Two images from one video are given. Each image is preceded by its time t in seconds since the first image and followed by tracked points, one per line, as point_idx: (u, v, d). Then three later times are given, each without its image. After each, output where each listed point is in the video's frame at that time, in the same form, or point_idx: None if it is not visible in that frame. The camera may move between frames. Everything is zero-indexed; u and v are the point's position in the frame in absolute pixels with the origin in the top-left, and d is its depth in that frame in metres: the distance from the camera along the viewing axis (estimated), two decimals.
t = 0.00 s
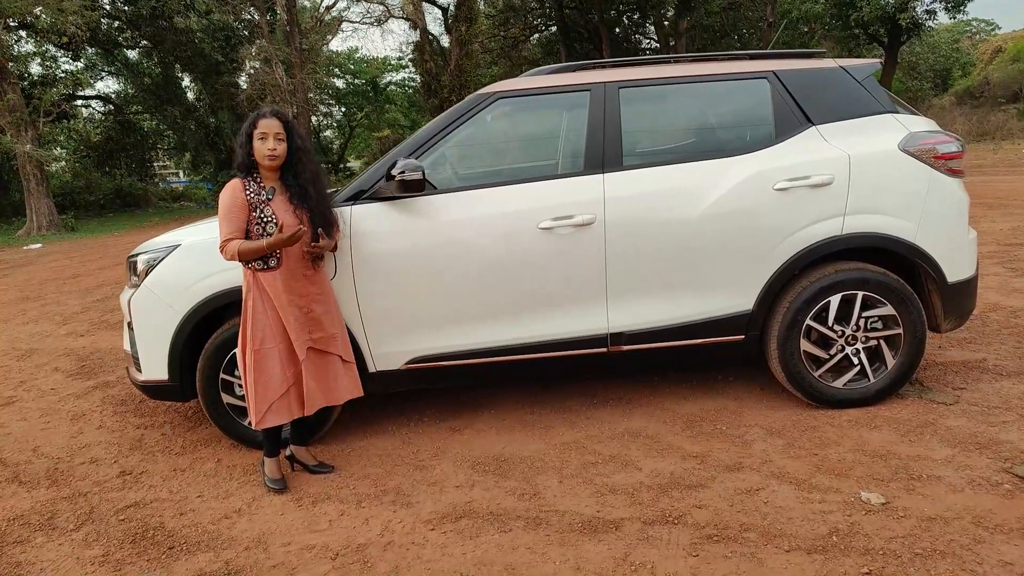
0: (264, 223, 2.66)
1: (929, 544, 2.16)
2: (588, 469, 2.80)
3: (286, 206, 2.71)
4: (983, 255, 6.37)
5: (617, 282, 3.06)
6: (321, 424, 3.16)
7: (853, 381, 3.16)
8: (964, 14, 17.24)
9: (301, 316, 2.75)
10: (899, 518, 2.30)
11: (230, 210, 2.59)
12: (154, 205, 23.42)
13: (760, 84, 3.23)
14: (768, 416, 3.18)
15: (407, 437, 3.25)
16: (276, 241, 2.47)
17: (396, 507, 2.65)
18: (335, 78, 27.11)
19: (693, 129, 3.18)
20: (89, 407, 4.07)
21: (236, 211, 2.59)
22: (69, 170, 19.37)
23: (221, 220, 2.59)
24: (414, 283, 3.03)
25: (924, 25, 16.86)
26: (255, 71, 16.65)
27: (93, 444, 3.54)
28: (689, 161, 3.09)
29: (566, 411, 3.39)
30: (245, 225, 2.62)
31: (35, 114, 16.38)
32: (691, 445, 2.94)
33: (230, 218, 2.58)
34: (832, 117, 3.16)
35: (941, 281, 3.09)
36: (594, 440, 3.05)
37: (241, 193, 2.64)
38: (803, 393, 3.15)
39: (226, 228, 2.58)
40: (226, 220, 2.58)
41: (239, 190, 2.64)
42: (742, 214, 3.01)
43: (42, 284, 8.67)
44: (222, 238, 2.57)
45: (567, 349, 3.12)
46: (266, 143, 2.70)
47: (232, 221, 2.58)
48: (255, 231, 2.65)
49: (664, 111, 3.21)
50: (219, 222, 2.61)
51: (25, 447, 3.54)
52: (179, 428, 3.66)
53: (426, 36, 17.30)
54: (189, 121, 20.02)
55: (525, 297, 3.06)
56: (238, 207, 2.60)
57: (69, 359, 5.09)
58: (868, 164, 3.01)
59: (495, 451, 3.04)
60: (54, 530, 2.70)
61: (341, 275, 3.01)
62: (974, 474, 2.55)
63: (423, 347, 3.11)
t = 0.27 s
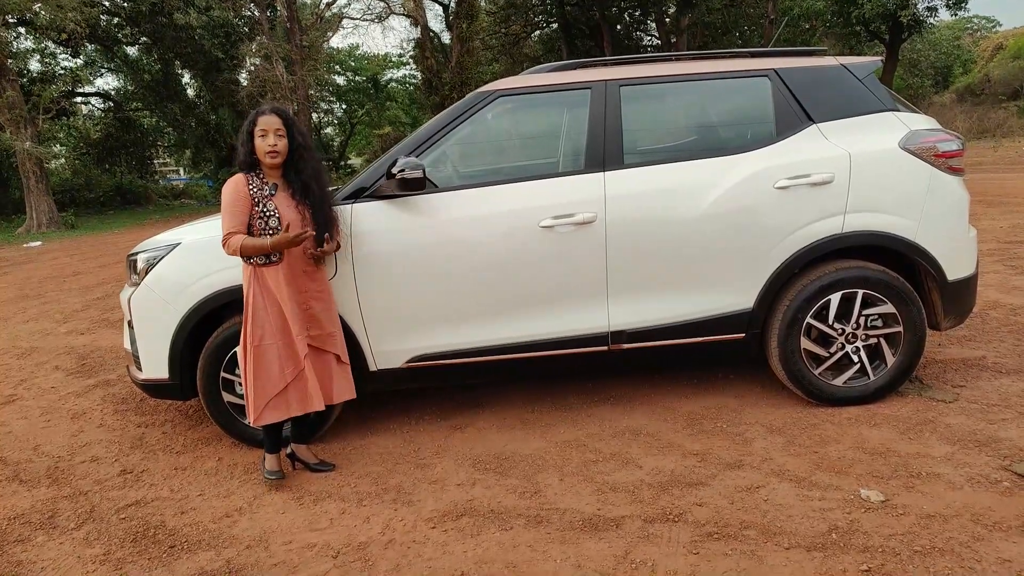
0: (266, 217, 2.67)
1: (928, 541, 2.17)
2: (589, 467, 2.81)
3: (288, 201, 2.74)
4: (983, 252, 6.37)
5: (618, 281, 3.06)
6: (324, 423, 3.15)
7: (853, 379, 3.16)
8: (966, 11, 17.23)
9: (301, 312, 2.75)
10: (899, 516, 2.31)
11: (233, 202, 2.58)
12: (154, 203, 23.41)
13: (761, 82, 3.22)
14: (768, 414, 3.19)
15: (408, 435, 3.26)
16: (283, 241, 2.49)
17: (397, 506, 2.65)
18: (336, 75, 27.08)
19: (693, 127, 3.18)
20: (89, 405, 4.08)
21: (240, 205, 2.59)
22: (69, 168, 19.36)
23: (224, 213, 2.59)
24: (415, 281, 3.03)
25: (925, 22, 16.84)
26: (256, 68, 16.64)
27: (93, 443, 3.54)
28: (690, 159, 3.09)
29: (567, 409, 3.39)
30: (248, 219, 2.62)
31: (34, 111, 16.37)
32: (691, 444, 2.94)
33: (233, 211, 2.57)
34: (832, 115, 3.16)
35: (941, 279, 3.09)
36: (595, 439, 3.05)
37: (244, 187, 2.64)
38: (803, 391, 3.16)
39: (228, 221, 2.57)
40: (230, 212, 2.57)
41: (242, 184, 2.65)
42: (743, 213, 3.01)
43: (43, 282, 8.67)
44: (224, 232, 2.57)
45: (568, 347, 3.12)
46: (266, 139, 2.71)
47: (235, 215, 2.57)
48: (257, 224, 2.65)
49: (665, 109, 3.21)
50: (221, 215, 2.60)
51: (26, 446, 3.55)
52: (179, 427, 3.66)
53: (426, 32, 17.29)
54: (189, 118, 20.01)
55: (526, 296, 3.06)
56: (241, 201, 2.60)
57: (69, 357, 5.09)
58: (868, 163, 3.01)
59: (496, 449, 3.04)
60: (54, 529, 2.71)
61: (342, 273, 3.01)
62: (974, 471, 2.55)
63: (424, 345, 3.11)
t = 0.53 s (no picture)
0: (266, 213, 2.67)
1: (924, 537, 2.18)
2: (588, 464, 2.82)
3: (288, 198, 2.73)
4: (980, 249, 6.39)
5: (617, 278, 3.07)
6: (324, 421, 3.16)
7: (850, 376, 3.17)
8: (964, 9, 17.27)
9: (297, 311, 2.75)
10: (895, 511, 2.32)
11: (233, 201, 2.60)
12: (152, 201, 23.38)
13: (759, 80, 3.23)
14: (766, 410, 3.20)
15: (407, 432, 3.26)
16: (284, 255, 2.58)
17: (396, 503, 2.66)
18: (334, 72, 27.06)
19: (692, 124, 3.19)
20: (87, 404, 4.08)
21: (239, 203, 2.60)
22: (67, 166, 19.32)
23: (223, 212, 2.61)
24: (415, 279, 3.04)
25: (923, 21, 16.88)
26: (255, 66, 16.63)
27: (92, 441, 3.54)
28: (688, 157, 3.10)
29: (566, 406, 3.40)
30: (247, 217, 2.64)
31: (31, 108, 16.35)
32: (689, 440, 2.95)
33: (232, 210, 2.59)
34: (830, 113, 3.17)
35: (937, 276, 3.11)
36: (594, 436, 3.06)
37: (244, 184, 2.66)
38: (800, 388, 3.17)
39: (228, 221, 2.59)
40: (229, 212, 2.59)
41: (242, 182, 2.67)
42: (741, 210, 3.02)
43: (41, 280, 8.66)
44: (224, 231, 2.60)
45: (567, 345, 3.13)
46: (266, 133, 2.72)
47: (235, 213, 2.59)
48: (257, 221, 2.65)
49: (664, 106, 3.21)
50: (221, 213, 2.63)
51: (24, 444, 3.55)
52: (178, 425, 3.66)
53: (426, 30, 17.29)
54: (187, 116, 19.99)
55: (525, 293, 3.07)
56: (241, 199, 2.62)
57: (67, 355, 5.09)
58: (865, 160, 3.02)
59: (496, 446, 3.05)
60: (53, 527, 2.71)
61: (341, 271, 3.02)
62: (969, 467, 2.57)
63: (424, 343, 3.12)
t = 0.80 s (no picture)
0: (262, 212, 2.67)
1: (920, 532, 2.20)
2: (586, 461, 2.82)
3: (284, 197, 2.73)
4: (976, 246, 6.41)
5: (615, 275, 3.07)
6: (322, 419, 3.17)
7: (847, 372, 3.19)
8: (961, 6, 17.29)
9: (295, 309, 2.75)
10: (891, 506, 2.34)
11: (229, 199, 2.61)
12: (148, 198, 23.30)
13: (757, 76, 3.24)
14: (763, 407, 3.21)
15: (405, 430, 3.27)
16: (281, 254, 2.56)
17: (395, 500, 2.66)
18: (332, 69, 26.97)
19: (690, 121, 3.19)
20: (83, 402, 4.07)
21: (234, 202, 2.61)
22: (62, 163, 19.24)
23: (219, 209, 2.61)
24: (412, 276, 3.04)
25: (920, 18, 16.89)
26: (251, 63, 16.59)
27: (88, 440, 3.54)
28: (686, 154, 3.10)
29: (564, 403, 3.41)
30: (243, 215, 2.64)
31: (26, 105, 16.28)
32: (687, 437, 2.96)
33: (228, 208, 2.59)
34: (827, 110, 3.18)
35: (934, 272, 3.12)
36: (592, 432, 3.07)
37: (240, 182, 2.66)
38: (797, 383, 3.18)
39: (224, 219, 2.59)
40: (225, 210, 2.59)
41: (238, 179, 2.66)
42: (739, 207, 3.03)
43: (36, 278, 8.63)
44: (219, 228, 2.60)
45: (565, 342, 3.14)
46: (265, 131, 2.71)
47: (231, 211, 2.60)
48: (252, 220, 2.66)
49: (661, 103, 3.22)
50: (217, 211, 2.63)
51: (20, 443, 3.55)
52: (175, 423, 3.66)
53: (423, 27, 17.24)
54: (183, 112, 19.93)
55: (523, 290, 3.07)
56: (237, 198, 2.62)
57: (62, 354, 5.08)
58: (862, 157, 3.03)
59: (494, 443, 3.06)
60: (50, 527, 2.71)
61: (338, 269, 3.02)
62: (965, 462, 2.58)
63: (422, 340, 3.12)
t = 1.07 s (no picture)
0: (257, 209, 2.66)
1: (916, 526, 2.20)
2: (583, 459, 2.82)
3: (280, 194, 2.72)
4: (971, 242, 6.42)
5: (612, 272, 3.07)
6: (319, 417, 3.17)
7: (843, 368, 3.19)
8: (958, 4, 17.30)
9: (292, 307, 2.74)
10: (887, 501, 2.35)
11: (222, 195, 2.60)
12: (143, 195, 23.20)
13: (753, 74, 3.24)
14: (759, 403, 3.22)
15: (402, 428, 3.27)
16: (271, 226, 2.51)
17: (392, 498, 2.66)
18: (328, 66, 26.87)
19: (687, 118, 3.19)
20: (78, 402, 4.05)
21: (228, 199, 2.60)
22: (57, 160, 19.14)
23: (212, 206, 2.60)
24: (409, 273, 3.03)
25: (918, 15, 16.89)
26: (247, 59, 16.52)
27: (83, 439, 3.52)
28: (683, 151, 3.10)
29: (561, 400, 3.41)
30: (237, 212, 2.63)
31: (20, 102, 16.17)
32: (685, 433, 2.97)
33: (221, 204, 2.58)
34: (823, 107, 3.18)
35: (929, 269, 3.13)
36: (590, 430, 3.07)
37: (235, 179, 2.65)
38: (794, 380, 3.19)
39: (217, 214, 2.58)
40: (218, 206, 2.58)
41: (233, 176, 2.65)
42: (736, 204, 3.03)
43: (30, 276, 8.58)
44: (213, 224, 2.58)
45: (562, 339, 3.14)
46: (263, 128, 2.69)
47: (224, 207, 2.59)
48: (248, 217, 2.65)
49: (658, 100, 3.21)
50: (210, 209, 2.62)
51: (15, 443, 3.53)
52: (171, 422, 3.65)
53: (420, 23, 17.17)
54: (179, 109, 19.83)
55: (520, 287, 3.07)
56: (231, 194, 2.61)
57: (57, 353, 5.05)
58: (858, 154, 3.03)
59: (492, 441, 3.05)
60: (45, 527, 2.70)
61: (335, 267, 3.01)
62: (960, 457, 2.59)
63: (419, 338, 3.12)
